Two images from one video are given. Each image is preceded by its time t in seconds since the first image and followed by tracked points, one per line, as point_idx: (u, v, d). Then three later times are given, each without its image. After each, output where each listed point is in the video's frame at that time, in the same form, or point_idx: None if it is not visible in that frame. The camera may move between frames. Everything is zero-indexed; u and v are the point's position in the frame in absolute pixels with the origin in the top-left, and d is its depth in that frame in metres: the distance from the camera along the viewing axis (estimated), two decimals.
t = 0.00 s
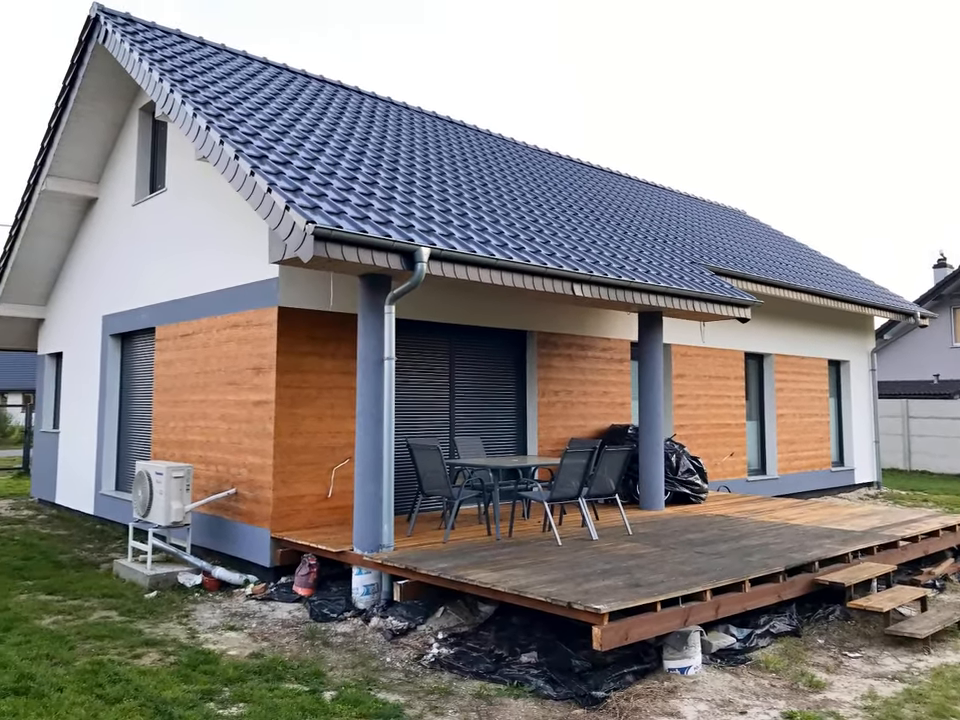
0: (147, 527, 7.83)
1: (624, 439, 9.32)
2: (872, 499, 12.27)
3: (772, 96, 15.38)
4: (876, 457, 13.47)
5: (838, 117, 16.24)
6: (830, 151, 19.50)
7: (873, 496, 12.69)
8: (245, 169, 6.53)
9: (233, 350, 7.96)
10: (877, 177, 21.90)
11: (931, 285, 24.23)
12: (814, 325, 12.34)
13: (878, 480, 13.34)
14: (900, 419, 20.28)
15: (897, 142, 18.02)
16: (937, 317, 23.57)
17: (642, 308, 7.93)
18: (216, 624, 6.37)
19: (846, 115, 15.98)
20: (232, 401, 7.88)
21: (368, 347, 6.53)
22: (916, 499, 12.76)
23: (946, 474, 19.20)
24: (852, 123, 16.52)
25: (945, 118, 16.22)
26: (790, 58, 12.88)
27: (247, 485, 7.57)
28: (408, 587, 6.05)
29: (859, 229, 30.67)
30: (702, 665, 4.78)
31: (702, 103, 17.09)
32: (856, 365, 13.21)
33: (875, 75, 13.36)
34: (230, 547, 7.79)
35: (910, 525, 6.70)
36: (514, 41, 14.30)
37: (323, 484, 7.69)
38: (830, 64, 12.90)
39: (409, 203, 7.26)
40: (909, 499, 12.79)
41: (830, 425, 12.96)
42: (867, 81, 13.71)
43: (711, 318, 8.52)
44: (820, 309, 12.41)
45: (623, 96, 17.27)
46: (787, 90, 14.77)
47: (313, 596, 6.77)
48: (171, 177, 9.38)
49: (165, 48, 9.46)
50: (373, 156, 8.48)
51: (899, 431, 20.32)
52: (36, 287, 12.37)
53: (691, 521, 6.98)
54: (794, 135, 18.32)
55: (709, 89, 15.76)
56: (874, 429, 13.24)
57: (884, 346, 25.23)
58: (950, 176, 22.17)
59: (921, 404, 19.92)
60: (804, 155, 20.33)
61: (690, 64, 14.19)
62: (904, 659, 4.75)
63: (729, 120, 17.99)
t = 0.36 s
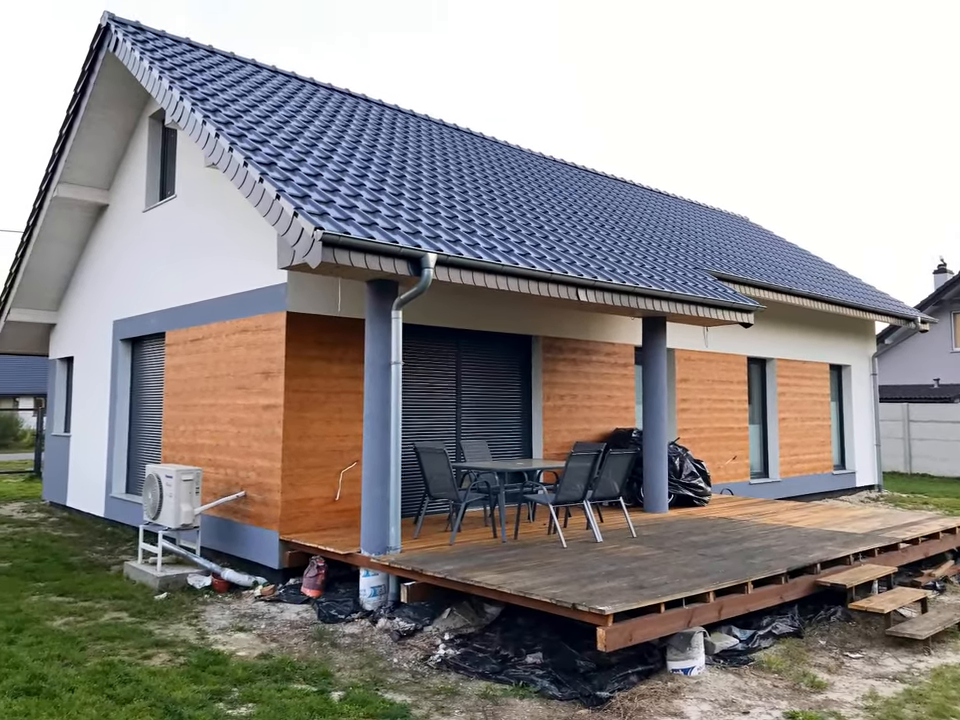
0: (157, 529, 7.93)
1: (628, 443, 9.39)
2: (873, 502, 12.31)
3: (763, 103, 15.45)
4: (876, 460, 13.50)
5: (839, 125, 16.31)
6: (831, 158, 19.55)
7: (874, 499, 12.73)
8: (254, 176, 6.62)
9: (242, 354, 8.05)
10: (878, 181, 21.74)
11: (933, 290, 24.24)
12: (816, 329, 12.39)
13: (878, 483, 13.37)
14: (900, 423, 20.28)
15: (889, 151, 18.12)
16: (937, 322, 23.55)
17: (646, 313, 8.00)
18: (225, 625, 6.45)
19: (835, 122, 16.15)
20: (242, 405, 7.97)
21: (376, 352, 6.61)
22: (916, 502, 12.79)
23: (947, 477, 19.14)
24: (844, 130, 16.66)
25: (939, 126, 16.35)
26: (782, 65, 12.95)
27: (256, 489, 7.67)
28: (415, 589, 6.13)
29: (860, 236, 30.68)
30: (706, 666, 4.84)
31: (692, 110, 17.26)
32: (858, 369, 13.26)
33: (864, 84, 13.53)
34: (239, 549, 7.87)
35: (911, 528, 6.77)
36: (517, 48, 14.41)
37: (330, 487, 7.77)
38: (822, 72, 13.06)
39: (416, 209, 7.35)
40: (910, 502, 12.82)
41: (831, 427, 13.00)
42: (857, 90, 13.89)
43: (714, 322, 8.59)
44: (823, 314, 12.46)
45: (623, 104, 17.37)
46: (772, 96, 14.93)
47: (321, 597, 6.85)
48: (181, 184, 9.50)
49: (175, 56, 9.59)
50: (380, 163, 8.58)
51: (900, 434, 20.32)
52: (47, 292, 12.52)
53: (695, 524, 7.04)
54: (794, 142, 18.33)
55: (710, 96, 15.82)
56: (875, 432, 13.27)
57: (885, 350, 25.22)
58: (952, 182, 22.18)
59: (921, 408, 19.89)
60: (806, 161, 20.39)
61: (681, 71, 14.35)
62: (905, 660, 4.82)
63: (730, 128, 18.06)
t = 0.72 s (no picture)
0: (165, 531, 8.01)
1: (632, 446, 9.44)
2: (874, 505, 12.34)
3: (764, 109, 15.51)
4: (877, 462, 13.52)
5: (840, 130, 16.37)
6: (832, 163, 19.59)
7: (874, 501, 12.75)
8: (261, 182, 6.70)
9: (250, 358, 8.13)
10: (878, 186, 21.66)
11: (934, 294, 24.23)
12: (817, 333, 12.43)
13: (879, 485, 13.39)
14: (901, 426, 20.26)
15: (890, 156, 18.15)
16: (937, 326, 23.53)
17: (649, 317, 8.06)
18: (233, 626, 6.52)
19: (835, 128, 16.21)
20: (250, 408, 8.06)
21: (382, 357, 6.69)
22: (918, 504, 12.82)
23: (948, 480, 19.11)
24: (845, 136, 16.71)
25: (940, 132, 16.40)
26: (783, 70, 13.01)
27: (263, 491, 7.75)
28: (420, 590, 6.19)
29: (861, 240, 30.67)
30: (708, 666, 4.88)
31: (693, 116, 17.32)
32: (860, 372, 13.30)
33: (865, 89, 13.60)
34: (246, 551, 7.96)
35: (911, 530, 6.82)
36: (518, 55, 14.49)
37: (337, 489, 7.85)
38: (823, 78, 13.12)
39: (421, 214, 7.43)
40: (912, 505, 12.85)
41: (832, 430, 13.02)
42: (858, 96, 13.95)
43: (717, 326, 8.65)
44: (825, 318, 12.50)
45: (624, 110, 17.43)
46: (772, 102, 14.99)
47: (328, 599, 6.92)
48: (189, 189, 9.60)
49: (183, 63, 9.70)
50: (385, 168, 8.67)
51: (900, 437, 20.29)
52: (56, 297, 12.64)
53: (698, 526, 7.09)
54: (795, 147, 18.38)
55: (710, 102, 15.86)
56: (877, 434, 13.30)
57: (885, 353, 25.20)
58: (953, 186, 22.17)
59: (922, 411, 19.89)
60: (807, 166, 20.42)
61: (681, 77, 14.42)
62: (906, 660, 4.87)
63: (723, 133, 18.11)
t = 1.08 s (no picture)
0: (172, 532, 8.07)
1: (634, 448, 9.48)
2: (874, 507, 12.37)
3: (765, 113, 15.55)
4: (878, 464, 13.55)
5: (841, 135, 16.40)
6: (833, 167, 19.61)
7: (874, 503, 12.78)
8: (267, 186, 6.76)
9: (257, 360, 8.20)
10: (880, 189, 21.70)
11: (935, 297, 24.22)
12: (818, 336, 12.46)
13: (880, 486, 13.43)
14: (902, 428, 20.25)
15: (891, 159, 18.18)
16: (937, 329, 23.53)
17: (651, 320, 8.11)
18: (239, 627, 6.58)
19: (836, 132, 16.25)
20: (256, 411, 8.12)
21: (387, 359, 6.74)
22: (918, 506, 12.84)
23: (948, 482, 19.10)
24: (846, 140, 16.75)
25: (941, 136, 16.43)
26: (783, 75, 13.05)
27: (269, 492, 7.81)
28: (425, 591, 6.24)
29: (863, 244, 30.66)
30: (711, 667, 4.92)
31: (694, 120, 17.36)
32: (861, 375, 13.33)
33: (866, 94, 13.64)
34: (252, 553, 8.03)
35: (911, 531, 6.85)
36: (519, 60, 14.55)
37: (342, 491, 7.91)
38: (823, 83, 13.17)
39: (425, 218, 7.50)
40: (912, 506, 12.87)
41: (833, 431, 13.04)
42: (858, 100, 13.99)
43: (719, 329, 8.69)
44: (826, 321, 12.53)
45: (625, 115, 17.48)
46: (773, 106, 15.04)
47: (333, 600, 6.98)
48: (195, 194, 9.67)
49: (189, 68, 9.78)
50: (389, 172, 8.74)
51: (901, 440, 20.28)
52: (63, 299, 12.73)
53: (700, 528, 7.14)
54: (796, 151, 18.41)
55: (711, 106, 15.88)
56: (878, 436, 13.33)
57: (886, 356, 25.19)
58: (953, 189, 22.15)
59: (922, 414, 19.89)
60: (808, 171, 20.45)
61: (682, 82, 14.47)
62: (906, 661, 4.92)
63: (724, 138, 18.15)
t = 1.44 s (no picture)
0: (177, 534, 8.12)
1: (636, 450, 9.51)
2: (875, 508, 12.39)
3: (765, 116, 15.58)
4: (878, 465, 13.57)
5: (842, 138, 16.43)
6: (834, 171, 19.64)
7: (875, 504, 12.80)
8: (271, 189, 6.80)
9: (261, 362, 8.24)
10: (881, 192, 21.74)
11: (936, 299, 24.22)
12: (818, 339, 12.48)
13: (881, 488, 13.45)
14: (902, 430, 20.25)
15: (892, 163, 18.20)
16: (938, 331, 23.52)
17: (653, 323, 8.14)
18: (243, 627, 6.63)
19: (837, 136, 16.28)
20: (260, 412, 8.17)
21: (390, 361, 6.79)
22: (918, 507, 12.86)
23: (947, 484, 19.10)
24: (847, 144, 16.78)
25: (942, 139, 16.45)
26: (784, 78, 13.09)
27: (273, 494, 7.86)
28: (428, 592, 6.27)
29: (864, 247, 30.67)
30: (712, 667, 4.95)
31: (695, 124, 17.39)
32: (862, 376, 13.34)
33: (866, 97, 13.68)
34: (255, 553, 8.09)
35: (910, 532, 6.89)
36: (520, 63, 14.60)
37: (345, 492, 7.95)
38: (824, 86, 13.20)
39: (428, 221, 7.54)
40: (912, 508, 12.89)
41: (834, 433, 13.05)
42: (859, 103, 14.02)
43: (720, 332, 8.73)
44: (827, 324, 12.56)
45: (627, 119, 17.52)
46: (773, 110, 15.07)
47: (336, 600, 7.02)
48: (200, 197, 9.73)
49: (193, 72, 9.84)
50: (392, 176, 8.79)
51: (901, 441, 20.28)
52: (67, 302, 12.78)
53: (701, 529, 7.17)
54: (796, 155, 18.44)
55: (708, 109, 15.90)
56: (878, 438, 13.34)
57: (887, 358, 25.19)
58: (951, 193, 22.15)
59: (923, 416, 19.89)
60: (810, 174, 20.48)
61: (682, 86, 14.51)
62: (906, 661, 4.95)
63: (725, 141, 18.18)
